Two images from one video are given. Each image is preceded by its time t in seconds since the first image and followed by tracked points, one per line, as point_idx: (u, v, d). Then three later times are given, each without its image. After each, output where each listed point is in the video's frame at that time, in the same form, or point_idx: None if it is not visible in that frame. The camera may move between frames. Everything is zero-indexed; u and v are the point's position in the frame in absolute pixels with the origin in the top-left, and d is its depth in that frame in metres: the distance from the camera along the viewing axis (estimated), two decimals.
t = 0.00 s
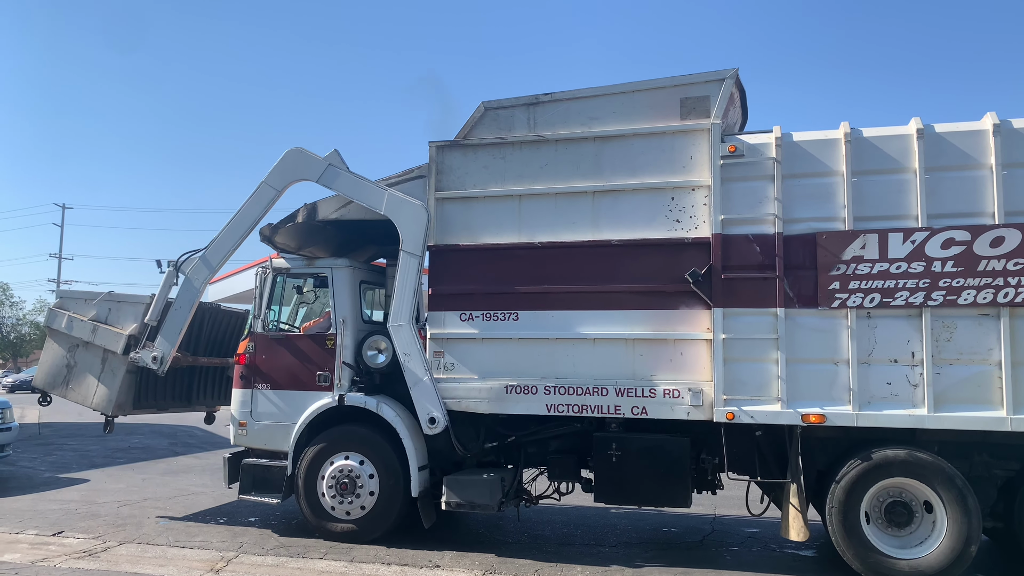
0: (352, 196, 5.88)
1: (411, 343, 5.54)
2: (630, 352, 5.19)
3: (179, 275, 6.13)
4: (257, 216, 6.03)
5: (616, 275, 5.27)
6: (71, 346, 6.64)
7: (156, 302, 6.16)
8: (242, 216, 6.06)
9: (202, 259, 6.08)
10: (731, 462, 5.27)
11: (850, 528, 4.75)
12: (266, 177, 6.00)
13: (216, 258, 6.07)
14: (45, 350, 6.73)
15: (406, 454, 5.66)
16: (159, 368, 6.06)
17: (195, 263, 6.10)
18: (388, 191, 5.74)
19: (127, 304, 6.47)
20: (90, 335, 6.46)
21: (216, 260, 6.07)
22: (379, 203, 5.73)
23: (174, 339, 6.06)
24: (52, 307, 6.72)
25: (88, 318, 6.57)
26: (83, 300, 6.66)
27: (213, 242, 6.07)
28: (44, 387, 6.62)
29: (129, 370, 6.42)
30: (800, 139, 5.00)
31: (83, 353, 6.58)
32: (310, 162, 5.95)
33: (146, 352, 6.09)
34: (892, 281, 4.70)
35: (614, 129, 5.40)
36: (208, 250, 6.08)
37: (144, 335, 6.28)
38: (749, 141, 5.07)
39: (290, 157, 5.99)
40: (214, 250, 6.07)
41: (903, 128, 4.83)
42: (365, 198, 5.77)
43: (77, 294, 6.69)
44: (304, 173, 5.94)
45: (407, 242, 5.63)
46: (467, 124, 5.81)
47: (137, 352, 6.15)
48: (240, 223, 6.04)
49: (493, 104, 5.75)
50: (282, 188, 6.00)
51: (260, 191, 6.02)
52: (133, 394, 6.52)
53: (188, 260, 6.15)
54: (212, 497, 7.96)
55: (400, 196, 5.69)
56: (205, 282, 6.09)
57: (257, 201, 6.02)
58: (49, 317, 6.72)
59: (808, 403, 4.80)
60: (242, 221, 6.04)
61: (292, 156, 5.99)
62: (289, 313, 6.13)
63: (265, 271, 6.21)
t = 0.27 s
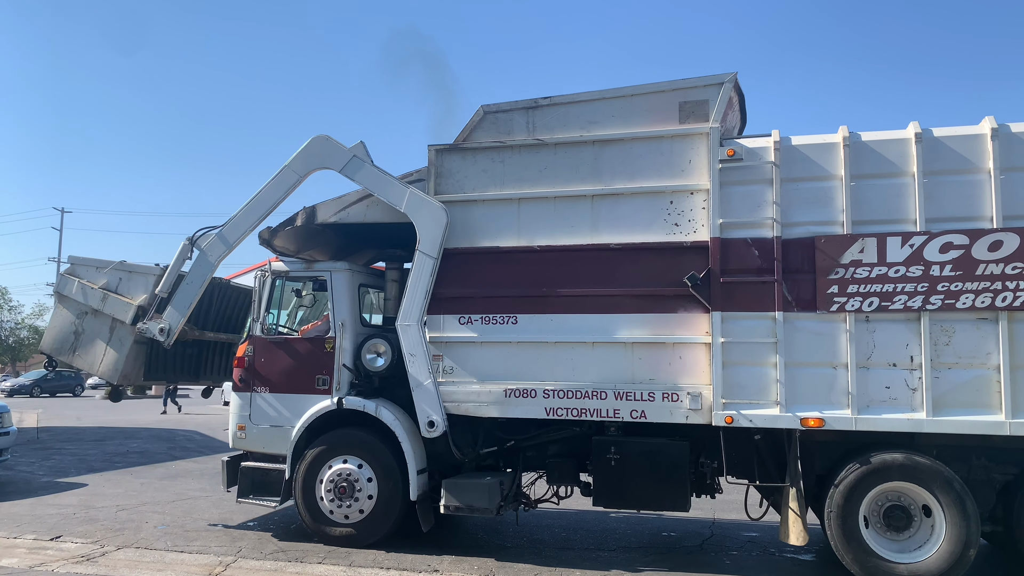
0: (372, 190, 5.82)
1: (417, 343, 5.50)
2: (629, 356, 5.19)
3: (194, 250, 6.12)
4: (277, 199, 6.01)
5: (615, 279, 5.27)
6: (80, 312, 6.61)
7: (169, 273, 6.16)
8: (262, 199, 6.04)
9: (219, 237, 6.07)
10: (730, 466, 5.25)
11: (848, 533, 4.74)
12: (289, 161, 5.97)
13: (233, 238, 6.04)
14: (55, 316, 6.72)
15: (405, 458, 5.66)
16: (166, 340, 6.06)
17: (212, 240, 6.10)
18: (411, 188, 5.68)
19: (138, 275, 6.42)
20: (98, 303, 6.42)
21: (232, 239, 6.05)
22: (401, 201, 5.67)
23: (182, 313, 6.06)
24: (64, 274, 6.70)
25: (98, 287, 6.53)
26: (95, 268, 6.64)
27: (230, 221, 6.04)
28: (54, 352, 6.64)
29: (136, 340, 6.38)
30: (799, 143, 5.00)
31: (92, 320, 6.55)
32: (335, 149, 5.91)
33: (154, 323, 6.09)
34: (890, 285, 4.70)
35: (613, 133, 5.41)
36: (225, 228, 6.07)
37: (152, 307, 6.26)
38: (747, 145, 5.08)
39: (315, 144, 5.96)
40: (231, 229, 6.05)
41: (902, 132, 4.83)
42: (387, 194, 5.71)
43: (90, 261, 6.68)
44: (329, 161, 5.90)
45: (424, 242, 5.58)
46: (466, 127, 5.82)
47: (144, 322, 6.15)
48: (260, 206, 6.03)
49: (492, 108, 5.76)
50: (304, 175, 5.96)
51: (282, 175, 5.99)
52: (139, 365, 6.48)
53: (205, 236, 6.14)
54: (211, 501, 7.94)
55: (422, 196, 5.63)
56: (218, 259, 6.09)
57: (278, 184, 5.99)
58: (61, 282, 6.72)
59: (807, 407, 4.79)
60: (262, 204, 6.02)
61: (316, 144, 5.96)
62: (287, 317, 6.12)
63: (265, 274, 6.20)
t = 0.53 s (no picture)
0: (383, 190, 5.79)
1: (419, 348, 5.50)
2: (626, 361, 5.19)
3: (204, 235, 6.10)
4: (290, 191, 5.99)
5: (612, 284, 5.27)
6: (83, 304, 6.50)
7: (177, 258, 6.12)
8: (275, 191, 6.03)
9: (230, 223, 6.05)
10: (727, 472, 5.25)
11: (845, 538, 4.74)
12: (304, 154, 5.97)
13: (245, 225, 6.03)
14: (55, 309, 6.57)
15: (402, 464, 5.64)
16: (168, 324, 5.98)
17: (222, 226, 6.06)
18: (425, 192, 5.67)
19: (145, 265, 6.39)
20: (104, 294, 6.37)
21: (244, 226, 6.03)
22: (415, 204, 5.67)
23: (187, 299, 6.01)
24: (65, 266, 6.58)
25: (102, 277, 6.46)
26: (98, 260, 6.54)
27: (243, 209, 6.04)
28: (54, 346, 6.47)
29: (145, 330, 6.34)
30: (795, 149, 5.02)
31: (96, 312, 6.45)
32: (350, 146, 5.91)
33: (157, 308, 6.00)
34: (886, 291, 4.71)
35: (610, 139, 5.42)
36: (237, 215, 6.05)
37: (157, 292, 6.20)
38: (744, 151, 5.09)
39: (332, 140, 5.96)
40: (243, 216, 6.04)
41: (897, 139, 4.85)
42: (399, 196, 5.70)
43: (92, 253, 6.57)
44: (345, 157, 5.91)
45: (434, 247, 5.57)
46: (463, 133, 5.82)
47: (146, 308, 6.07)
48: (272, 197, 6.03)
49: (489, 114, 5.76)
50: (318, 170, 5.97)
51: (297, 167, 6.00)
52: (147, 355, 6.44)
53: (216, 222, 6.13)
54: (205, 507, 7.90)
55: (436, 201, 5.63)
56: (227, 246, 6.05)
57: (293, 177, 6.00)
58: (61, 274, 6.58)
59: (804, 412, 4.80)
60: (275, 195, 6.02)
61: (334, 140, 5.96)
62: (284, 323, 6.11)
63: (262, 280, 6.19)
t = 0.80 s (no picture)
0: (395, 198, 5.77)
1: (419, 362, 5.45)
2: (619, 377, 5.18)
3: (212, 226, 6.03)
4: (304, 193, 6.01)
5: (604, 299, 5.27)
6: (86, 299, 6.40)
7: (183, 246, 6.04)
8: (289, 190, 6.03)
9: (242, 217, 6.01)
10: (719, 488, 5.23)
11: (839, 554, 4.72)
12: (321, 157, 5.96)
13: (257, 220, 6.00)
14: (58, 304, 6.47)
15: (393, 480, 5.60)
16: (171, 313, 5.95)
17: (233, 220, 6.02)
18: (437, 207, 5.61)
19: (150, 257, 6.33)
20: (108, 287, 6.28)
21: (256, 221, 6.00)
22: (426, 216, 5.61)
23: (189, 290, 5.97)
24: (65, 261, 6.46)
25: (106, 271, 6.36)
26: (100, 253, 6.44)
27: (256, 204, 6.01)
28: (59, 342, 6.36)
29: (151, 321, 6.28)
30: (786, 166, 5.05)
31: (100, 305, 6.36)
32: (367, 151, 5.88)
33: (158, 296, 5.99)
34: (878, 307, 4.73)
35: (602, 155, 5.45)
36: (249, 209, 6.02)
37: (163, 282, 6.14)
38: (735, 167, 5.12)
39: (350, 144, 5.92)
40: (256, 211, 6.01)
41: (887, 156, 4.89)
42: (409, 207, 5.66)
43: (95, 247, 6.46)
44: (360, 162, 5.88)
45: (442, 262, 5.52)
46: (456, 148, 5.83)
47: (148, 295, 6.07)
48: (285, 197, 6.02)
49: (482, 129, 5.78)
50: (334, 172, 5.97)
51: (314, 168, 5.99)
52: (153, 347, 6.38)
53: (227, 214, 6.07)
54: (193, 524, 7.79)
55: (449, 215, 5.57)
56: (235, 240, 6.01)
57: (308, 178, 6.00)
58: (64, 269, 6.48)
59: (797, 428, 4.79)
60: (289, 192, 6.01)
61: (352, 144, 5.92)
62: (275, 337, 6.07)
63: (253, 294, 6.15)
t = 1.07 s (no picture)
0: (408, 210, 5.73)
1: (418, 378, 5.44)
2: (613, 394, 5.17)
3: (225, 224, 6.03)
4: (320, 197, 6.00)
5: (598, 316, 5.28)
6: (91, 294, 6.36)
7: (194, 241, 6.03)
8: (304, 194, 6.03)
9: (256, 216, 6.01)
10: (714, 505, 5.21)
11: (834, 571, 4.70)
12: (339, 163, 5.94)
13: (271, 220, 6.01)
14: (63, 299, 6.43)
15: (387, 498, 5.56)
16: (176, 307, 5.97)
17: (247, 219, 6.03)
18: (449, 223, 5.56)
19: (154, 252, 6.26)
20: (113, 282, 6.23)
21: (271, 222, 6.01)
22: (439, 233, 5.57)
23: (196, 286, 6.00)
24: (72, 255, 6.43)
25: (111, 265, 6.32)
26: (105, 248, 6.39)
27: (271, 204, 6.02)
28: (65, 337, 6.36)
29: (154, 316, 6.20)
30: (778, 183, 5.08)
31: (105, 301, 6.31)
32: (385, 161, 5.86)
33: (164, 290, 5.99)
34: (870, 323, 4.75)
35: (595, 172, 5.47)
36: (264, 209, 6.03)
37: (168, 277, 6.12)
38: (728, 184, 5.15)
39: (370, 153, 5.90)
40: (271, 211, 6.02)
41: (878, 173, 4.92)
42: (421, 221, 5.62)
43: (101, 242, 6.42)
44: (377, 172, 5.86)
45: (451, 280, 5.47)
46: (451, 165, 5.85)
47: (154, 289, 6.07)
48: (300, 200, 6.02)
49: (476, 146, 5.80)
50: (351, 180, 5.94)
51: (332, 174, 5.98)
52: (155, 343, 6.28)
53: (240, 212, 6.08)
54: (183, 543, 7.70)
55: (461, 234, 5.52)
56: (247, 239, 6.01)
57: (324, 183, 5.99)
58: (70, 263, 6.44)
59: (791, 445, 4.78)
60: (306, 196, 6.01)
61: (372, 154, 5.90)
62: (268, 354, 6.04)
63: (246, 310, 6.13)
